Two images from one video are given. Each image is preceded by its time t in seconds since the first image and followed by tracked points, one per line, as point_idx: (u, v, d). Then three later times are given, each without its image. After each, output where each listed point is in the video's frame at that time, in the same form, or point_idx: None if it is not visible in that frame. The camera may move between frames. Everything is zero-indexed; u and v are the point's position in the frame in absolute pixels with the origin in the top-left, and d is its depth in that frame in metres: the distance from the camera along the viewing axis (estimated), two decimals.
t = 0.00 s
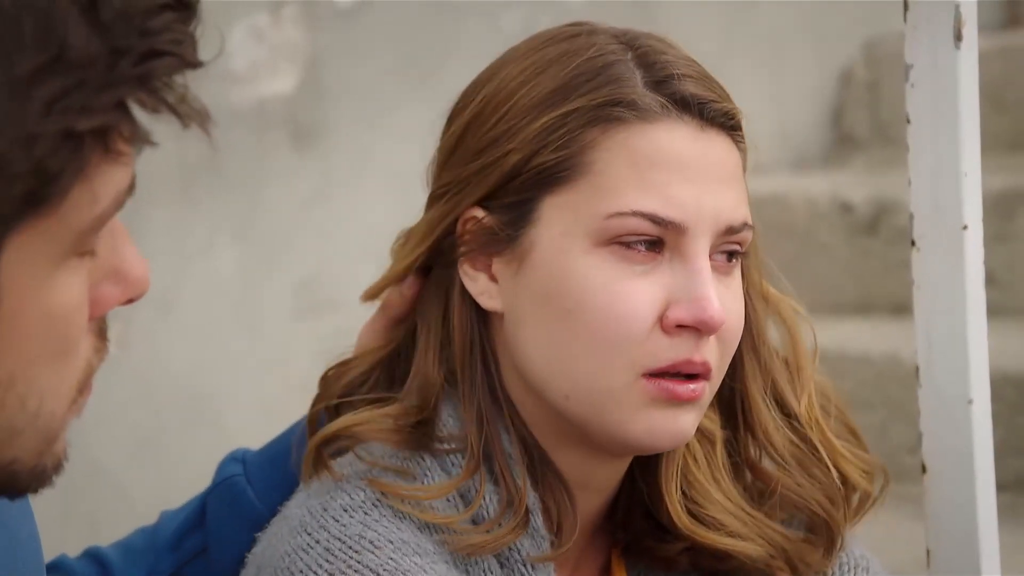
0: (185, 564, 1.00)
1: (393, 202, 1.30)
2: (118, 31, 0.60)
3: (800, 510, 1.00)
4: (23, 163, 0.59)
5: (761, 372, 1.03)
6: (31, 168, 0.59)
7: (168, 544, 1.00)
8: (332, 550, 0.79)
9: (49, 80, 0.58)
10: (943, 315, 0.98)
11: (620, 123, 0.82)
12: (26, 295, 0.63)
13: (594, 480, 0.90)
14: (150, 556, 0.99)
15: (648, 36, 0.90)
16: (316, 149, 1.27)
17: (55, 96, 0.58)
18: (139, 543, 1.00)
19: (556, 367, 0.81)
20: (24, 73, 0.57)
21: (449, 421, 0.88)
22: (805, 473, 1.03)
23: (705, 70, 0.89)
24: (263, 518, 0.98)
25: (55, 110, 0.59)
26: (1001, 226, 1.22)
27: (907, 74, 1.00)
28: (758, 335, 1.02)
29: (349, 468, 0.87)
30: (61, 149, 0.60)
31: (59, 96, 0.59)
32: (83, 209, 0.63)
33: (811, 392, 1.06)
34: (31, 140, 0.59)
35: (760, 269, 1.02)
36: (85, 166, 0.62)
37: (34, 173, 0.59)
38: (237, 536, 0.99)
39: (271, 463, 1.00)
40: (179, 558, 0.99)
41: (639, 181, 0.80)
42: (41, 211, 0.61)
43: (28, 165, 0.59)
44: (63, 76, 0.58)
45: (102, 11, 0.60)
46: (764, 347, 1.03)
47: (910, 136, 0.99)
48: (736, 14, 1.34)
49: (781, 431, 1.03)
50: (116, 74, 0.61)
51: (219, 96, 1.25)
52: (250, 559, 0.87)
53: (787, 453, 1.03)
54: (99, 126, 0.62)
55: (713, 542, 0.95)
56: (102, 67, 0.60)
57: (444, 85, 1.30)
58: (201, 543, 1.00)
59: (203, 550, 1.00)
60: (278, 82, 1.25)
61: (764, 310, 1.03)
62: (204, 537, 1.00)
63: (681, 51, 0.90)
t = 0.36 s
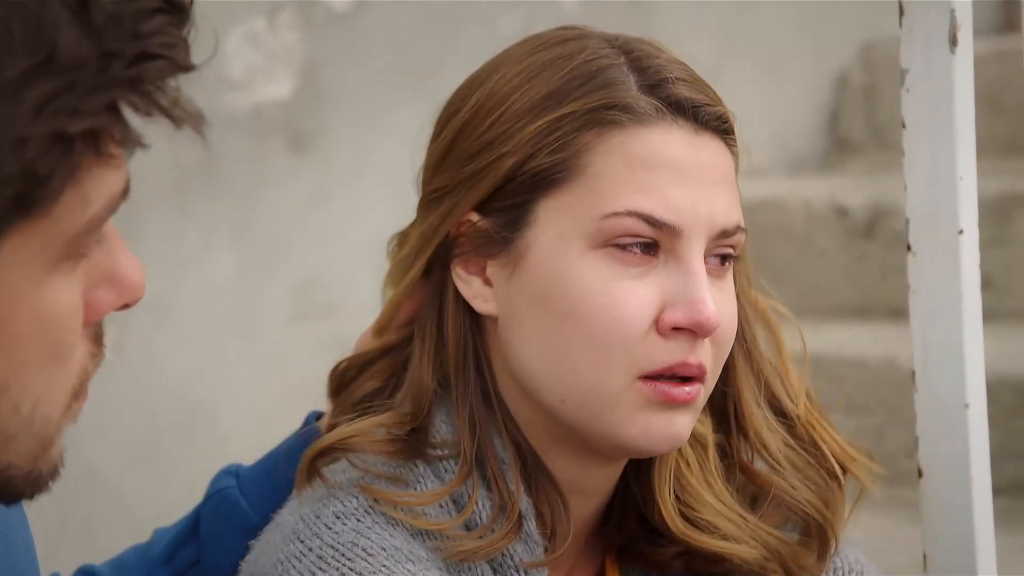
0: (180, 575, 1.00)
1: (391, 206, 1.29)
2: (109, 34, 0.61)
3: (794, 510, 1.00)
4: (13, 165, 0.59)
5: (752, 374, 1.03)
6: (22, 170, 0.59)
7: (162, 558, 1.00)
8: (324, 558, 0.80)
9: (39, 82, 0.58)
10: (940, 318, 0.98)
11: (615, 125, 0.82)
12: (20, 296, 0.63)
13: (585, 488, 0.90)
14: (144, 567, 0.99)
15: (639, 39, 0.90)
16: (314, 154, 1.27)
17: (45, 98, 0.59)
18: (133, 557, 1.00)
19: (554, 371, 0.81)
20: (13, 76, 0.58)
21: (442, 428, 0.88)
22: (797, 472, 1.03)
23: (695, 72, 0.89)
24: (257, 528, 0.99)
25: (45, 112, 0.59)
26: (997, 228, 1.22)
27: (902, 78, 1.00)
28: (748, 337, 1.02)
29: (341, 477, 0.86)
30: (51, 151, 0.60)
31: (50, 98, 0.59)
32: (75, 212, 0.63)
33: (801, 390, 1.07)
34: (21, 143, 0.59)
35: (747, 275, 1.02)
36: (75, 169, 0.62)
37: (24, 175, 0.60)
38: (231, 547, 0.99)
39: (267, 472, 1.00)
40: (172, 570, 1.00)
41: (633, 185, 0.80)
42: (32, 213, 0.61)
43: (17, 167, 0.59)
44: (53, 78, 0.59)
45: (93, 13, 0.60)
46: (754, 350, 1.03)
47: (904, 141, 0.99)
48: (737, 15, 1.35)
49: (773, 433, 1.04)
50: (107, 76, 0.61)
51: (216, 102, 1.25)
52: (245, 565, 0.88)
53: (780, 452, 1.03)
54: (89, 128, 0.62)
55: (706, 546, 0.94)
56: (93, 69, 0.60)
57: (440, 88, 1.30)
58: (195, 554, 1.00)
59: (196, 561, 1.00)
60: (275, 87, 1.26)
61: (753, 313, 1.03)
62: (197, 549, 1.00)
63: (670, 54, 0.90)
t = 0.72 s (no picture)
0: None
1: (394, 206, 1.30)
2: (106, 30, 0.60)
3: (799, 509, 1.00)
4: (10, 162, 0.58)
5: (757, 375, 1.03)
6: (20, 167, 0.59)
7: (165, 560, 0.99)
8: (330, 558, 0.79)
9: (36, 79, 0.58)
10: (944, 318, 0.97)
11: (626, 126, 0.82)
12: (20, 293, 0.63)
13: (594, 486, 0.90)
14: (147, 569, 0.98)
15: (650, 40, 0.90)
16: (316, 155, 1.27)
17: (42, 95, 0.58)
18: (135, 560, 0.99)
19: (560, 371, 0.80)
20: (10, 73, 0.57)
21: (449, 426, 0.88)
22: (803, 472, 1.03)
23: (706, 75, 0.89)
24: (262, 527, 0.98)
25: (41, 108, 0.59)
26: (999, 228, 1.22)
27: (908, 77, 1.00)
28: (751, 337, 1.02)
29: (346, 477, 0.86)
30: (50, 146, 0.60)
31: (47, 93, 0.58)
32: (73, 209, 0.63)
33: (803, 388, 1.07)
34: (18, 140, 0.58)
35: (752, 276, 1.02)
36: (73, 165, 0.62)
37: (21, 171, 0.59)
38: (235, 547, 0.98)
39: (270, 472, 1.00)
40: (177, 571, 0.98)
41: (643, 184, 0.80)
42: (29, 210, 0.61)
43: (14, 163, 0.59)
44: (50, 73, 0.58)
45: (89, 9, 0.60)
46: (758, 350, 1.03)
47: (910, 140, 0.99)
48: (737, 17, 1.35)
49: (778, 433, 1.04)
50: (103, 72, 0.61)
51: (219, 103, 1.24)
52: (250, 565, 0.88)
53: (785, 453, 1.03)
54: (86, 124, 0.61)
55: (711, 543, 0.94)
56: (90, 65, 0.60)
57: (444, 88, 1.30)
58: (198, 556, 0.99)
59: (201, 562, 0.99)
60: (277, 87, 1.25)
61: (757, 316, 1.03)
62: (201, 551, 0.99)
63: (682, 56, 0.90)
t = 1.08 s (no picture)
0: None
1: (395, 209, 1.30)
2: (108, 30, 0.61)
3: (799, 512, 1.00)
4: (12, 160, 0.59)
5: (757, 377, 1.04)
6: (22, 166, 0.59)
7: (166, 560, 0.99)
8: (330, 561, 0.79)
9: (38, 79, 0.58)
10: (946, 320, 0.97)
11: (621, 126, 0.82)
12: (20, 294, 0.63)
13: (592, 487, 0.90)
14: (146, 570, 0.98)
15: (648, 41, 0.90)
16: (317, 156, 1.27)
17: (45, 94, 0.58)
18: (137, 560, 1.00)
19: (555, 373, 0.80)
20: (12, 73, 0.57)
21: (449, 428, 0.88)
22: (804, 474, 1.03)
23: (704, 77, 0.89)
24: (262, 529, 0.99)
25: (44, 108, 0.59)
26: (1001, 228, 1.22)
27: (909, 78, 1.00)
28: (754, 339, 1.03)
29: (345, 480, 0.86)
30: (53, 145, 0.60)
31: (49, 93, 0.59)
32: (77, 209, 0.63)
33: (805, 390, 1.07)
34: (20, 139, 0.58)
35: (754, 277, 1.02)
36: (76, 165, 0.62)
37: (24, 170, 0.59)
38: (236, 550, 0.98)
39: (271, 476, 1.01)
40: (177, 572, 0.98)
41: (637, 186, 0.80)
42: (32, 210, 0.61)
43: (16, 163, 0.59)
44: (53, 72, 0.58)
45: (92, 9, 0.60)
46: (760, 351, 1.03)
47: (912, 141, 0.99)
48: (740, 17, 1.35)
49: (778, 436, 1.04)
50: (106, 71, 0.61)
51: (220, 102, 1.25)
52: (251, 568, 0.88)
53: (786, 456, 1.03)
54: (90, 123, 0.61)
55: (710, 545, 0.94)
56: (93, 64, 0.60)
57: (444, 88, 1.30)
58: (199, 557, 0.99)
59: (201, 564, 0.99)
60: (280, 88, 1.26)
61: (759, 317, 1.03)
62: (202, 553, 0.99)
63: (679, 57, 0.90)
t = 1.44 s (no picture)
0: None
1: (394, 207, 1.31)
2: (107, 26, 0.61)
3: (798, 510, 1.00)
4: (12, 155, 0.59)
5: (755, 375, 1.03)
6: (21, 161, 0.59)
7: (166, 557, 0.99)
8: (329, 558, 0.79)
9: (36, 74, 0.58)
10: (946, 316, 0.97)
11: (615, 124, 0.82)
12: (20, 292, 0.63)
13: (589, 484, 0.90)
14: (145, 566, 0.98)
15: (645, 37, 0.90)
16: (318, 154, 1.27)
17: (43, 89, 0.58)
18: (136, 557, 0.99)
19: (550, 370, 0.80)
20: (10, 68, 0.57)
21: (447, 424, 0.88)
22: (803, 473, 1.02)
23: (701, 74, 0.89)
24: (260, 527, 0.99)
25: (43, 103, 0.59)
26: (1002, 225, 1.21)
27: (909, 74, 1.00)
28: (752, 337, 1.02)
29: (344, 476, 0.86)
30: (51, 139, 0.60)
31: (47, 88, 0.59)
32: (75, 204, 0.63)
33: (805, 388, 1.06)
34: (19, 134, 0.58)
35: (752, 275, 1.02)
36: (74, 160, 0.62)
37: (23, 164, 0.59)
38: (234, 548, 0.98)
39: (269, 476, 1.01)
40: (177, 569, 0.98)
41: (630, 183, 0.80)
42: (32, 205, 0.61)
43: (16, 158, 0.59)
44: (51, 67, 0.58)
45: (90, 4, 0.60)
46: (759, 349, 1.03)
47: (913, 138, 0.99)
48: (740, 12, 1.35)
49: (775, 434, 1.04)
50: (104, 66, 0.61)
51: (220, 101, 1.24)
52: (250, 565, 0.88)
53: (784, 454, 1.03)
54: (88, 118, 0.62)
55: (709, 543, 0.94)
56: (92, 58, 0.60)
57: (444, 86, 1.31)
58: (199, 554, 0.99)
59: (201, 561, 0.99)
60: (281, 86, 1.26)
61: (758, 315, 1.03)
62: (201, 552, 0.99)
63: (676, 54, 0.89)
